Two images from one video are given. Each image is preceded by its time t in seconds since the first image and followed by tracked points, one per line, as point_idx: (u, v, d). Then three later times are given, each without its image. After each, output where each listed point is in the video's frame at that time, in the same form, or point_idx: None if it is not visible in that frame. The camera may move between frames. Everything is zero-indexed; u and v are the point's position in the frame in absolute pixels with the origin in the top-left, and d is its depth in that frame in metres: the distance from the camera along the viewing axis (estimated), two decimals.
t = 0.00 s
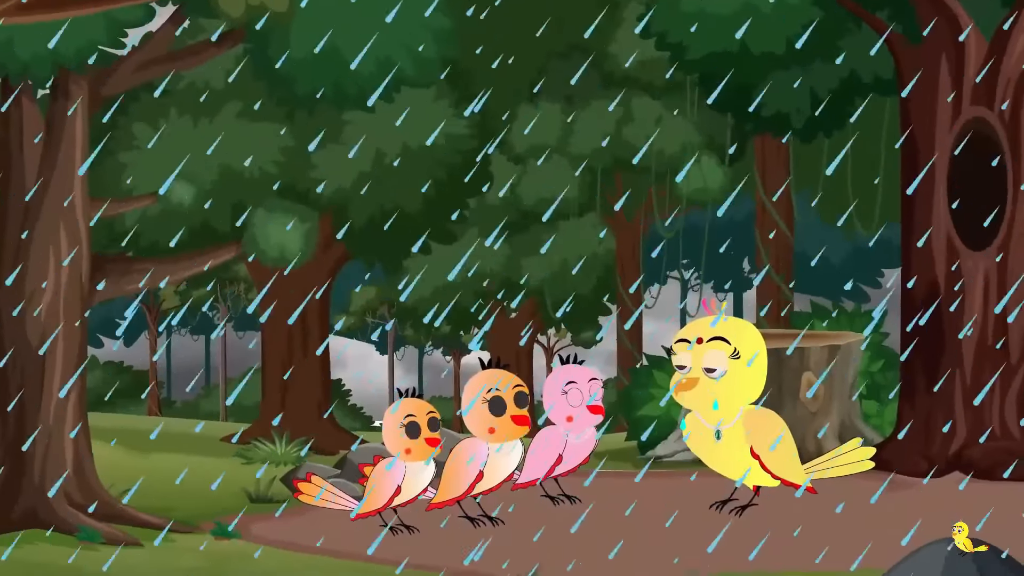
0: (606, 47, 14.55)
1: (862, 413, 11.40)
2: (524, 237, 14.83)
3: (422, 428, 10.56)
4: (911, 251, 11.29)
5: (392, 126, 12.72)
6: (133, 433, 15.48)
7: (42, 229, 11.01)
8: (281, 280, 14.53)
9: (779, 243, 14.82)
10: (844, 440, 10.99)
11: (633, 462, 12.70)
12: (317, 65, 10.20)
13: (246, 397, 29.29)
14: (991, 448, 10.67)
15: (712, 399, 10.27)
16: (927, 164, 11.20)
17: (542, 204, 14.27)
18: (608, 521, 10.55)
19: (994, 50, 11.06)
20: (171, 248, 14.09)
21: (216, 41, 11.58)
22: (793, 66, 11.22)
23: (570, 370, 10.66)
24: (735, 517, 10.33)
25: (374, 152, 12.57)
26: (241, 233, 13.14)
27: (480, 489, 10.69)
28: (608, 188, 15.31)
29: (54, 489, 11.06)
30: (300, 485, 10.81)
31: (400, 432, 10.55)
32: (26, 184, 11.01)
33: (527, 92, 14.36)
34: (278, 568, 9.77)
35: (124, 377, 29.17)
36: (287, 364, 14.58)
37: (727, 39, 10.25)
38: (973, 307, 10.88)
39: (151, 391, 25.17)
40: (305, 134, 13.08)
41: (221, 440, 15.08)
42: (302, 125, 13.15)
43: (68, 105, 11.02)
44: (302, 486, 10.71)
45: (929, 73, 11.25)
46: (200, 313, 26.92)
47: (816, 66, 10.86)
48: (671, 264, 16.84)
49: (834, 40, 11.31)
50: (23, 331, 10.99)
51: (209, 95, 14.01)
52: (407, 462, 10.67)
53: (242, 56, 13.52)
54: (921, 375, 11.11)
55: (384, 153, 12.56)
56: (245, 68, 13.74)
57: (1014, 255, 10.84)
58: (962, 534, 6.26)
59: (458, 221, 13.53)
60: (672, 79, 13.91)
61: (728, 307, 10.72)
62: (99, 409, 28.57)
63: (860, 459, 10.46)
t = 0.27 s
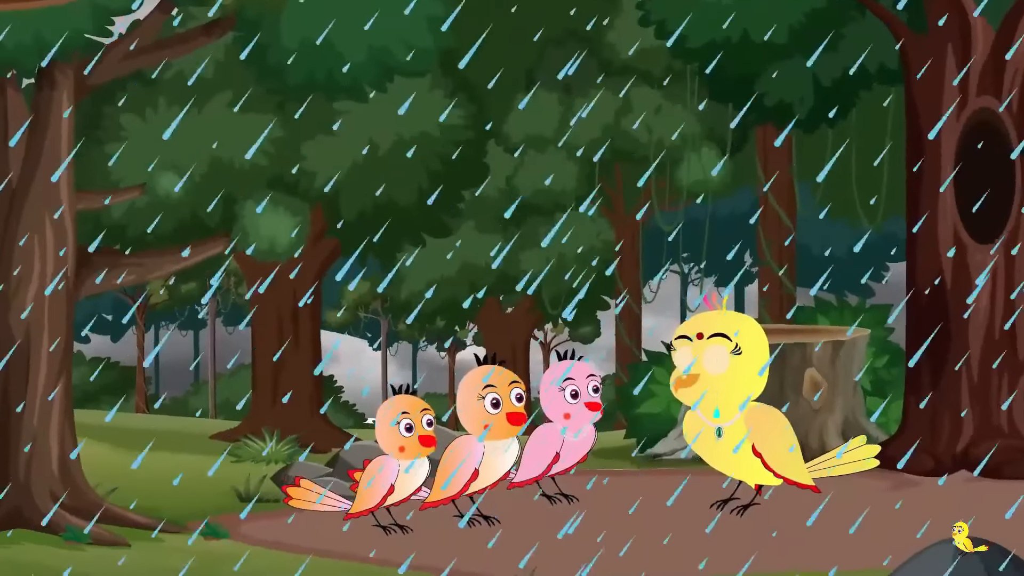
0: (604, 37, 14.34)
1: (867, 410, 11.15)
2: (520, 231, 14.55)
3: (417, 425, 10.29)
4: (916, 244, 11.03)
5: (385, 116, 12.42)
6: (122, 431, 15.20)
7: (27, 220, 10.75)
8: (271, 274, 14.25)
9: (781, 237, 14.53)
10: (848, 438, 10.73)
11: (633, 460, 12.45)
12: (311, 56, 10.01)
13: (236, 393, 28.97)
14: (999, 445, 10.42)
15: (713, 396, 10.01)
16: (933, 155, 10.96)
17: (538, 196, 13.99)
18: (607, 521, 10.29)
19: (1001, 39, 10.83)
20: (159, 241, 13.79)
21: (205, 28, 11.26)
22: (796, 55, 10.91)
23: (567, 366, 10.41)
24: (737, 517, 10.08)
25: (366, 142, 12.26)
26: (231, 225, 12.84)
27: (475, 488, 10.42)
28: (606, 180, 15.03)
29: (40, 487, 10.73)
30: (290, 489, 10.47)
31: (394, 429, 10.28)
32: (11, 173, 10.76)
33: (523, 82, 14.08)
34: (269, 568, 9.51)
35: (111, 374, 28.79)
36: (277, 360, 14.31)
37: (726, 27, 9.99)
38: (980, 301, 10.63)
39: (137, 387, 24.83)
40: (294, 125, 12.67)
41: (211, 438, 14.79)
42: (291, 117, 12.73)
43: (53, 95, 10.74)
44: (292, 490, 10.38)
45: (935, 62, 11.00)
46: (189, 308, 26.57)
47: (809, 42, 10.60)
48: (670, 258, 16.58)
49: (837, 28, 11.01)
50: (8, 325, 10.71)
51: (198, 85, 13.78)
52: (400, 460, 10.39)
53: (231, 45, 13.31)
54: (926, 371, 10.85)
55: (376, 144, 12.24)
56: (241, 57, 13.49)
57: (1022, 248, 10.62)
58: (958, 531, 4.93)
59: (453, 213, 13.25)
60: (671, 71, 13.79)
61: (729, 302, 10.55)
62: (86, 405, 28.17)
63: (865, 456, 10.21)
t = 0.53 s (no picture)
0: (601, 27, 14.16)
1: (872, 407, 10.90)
2: (516, 224, 14.27)
3: (410, 422, 10.01)
4: (923, 237, 10.74)
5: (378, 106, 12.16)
6: (107, 428, 14.88)
7: (11, 212, 10.42)
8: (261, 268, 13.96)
9: (784, 229, 14.26)
10: (852, 435, 10.48)
11: (631, 458, 12.20)
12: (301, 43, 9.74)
13: (225, 389, 28.62)
14: (1007, 443, 10.19)
15: (714, 393, 9.74)
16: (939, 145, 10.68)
17: (534, 188, 13.71)
18: (605, 520, 10.03)
19: (1009, 28, 10.60)
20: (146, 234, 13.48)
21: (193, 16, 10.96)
22: (800, 43, 10.62)
23: (565, 361, 10.13)
24: (738, 516, 9.82)
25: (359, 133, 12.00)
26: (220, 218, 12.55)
27: (470, 487, 10.14)
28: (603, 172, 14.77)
29: (24, 486, 10.43)
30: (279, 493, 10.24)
31: (387, 426, 10.00)
32: None
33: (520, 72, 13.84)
34: (259, 569, 9.24)
35: (97, 370, 28.35)
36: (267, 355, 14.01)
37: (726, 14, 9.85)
38: (988, 295, 10.37)
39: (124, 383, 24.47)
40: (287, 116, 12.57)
41: (199, 435, 14.49)
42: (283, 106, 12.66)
43: (38, 84, 10.43)
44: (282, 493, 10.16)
45: (942, 51, 10.73)
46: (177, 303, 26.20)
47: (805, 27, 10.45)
48: (670, 251, 16.31)
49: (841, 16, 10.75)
50: None
51: (185, 74, 13.44)
52: (393, 458, 10.12)
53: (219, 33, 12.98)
54: (933, 367, 10.57)
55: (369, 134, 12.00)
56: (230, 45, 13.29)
57: None
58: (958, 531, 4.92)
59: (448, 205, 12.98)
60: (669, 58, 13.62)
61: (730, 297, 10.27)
62: (72, 402, 27.71)
63: (870, 454, 9.96)
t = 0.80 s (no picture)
0: (599, 14, 13.91)
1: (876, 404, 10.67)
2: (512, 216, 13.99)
3: (403, 420, 9.75)
4: (929, 230, 10.46)
5: (371, 96, 11.90)
6: (93, 426, 14.59)
7: None
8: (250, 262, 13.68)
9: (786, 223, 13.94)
10: (857, 433, 10.23)
11: (631, 456, 11.97)
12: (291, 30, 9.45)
13: (214, 385, 28.29)
14: (1016, 441, 9.94)
15: (715, 390, 9.49)
16: (946, 136, 10.41)
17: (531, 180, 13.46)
18: (604, 520, 9.77)
19: (1018, 14, 10.31)
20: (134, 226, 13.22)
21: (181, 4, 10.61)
22: (804, 32, 10.31)
23: (562, 357, 9.87)
24: (740, 516, 9.58)
25: (351, 123, 11.73)
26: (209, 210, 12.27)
27: (465, 486, 9.87)
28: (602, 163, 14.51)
29: (8, 485, 10.15)
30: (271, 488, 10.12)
31: (380, 424, 9.73)
32: None
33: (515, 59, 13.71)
34: (248, 570, 8.99)
35: (82, 366, 27.92)
36: (256, 351, 13.73)
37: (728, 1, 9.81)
38: (995, 289, 10.10)
39: (112, 379, 24.13)
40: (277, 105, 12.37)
41: (187, 433, 14.23)
42: (274, 96, 12.44)
43: (22, 73, 10.11)
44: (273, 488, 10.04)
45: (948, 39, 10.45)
46: (165, 297, 25.86)
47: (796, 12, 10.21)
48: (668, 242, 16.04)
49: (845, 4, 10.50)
50: None
51: (173, 63, 13.17)
52: (386, 457, 9.85)
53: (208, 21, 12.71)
54: (939, 363, 10.30)
55: (362, 125, 11.72)
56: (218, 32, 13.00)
57: None
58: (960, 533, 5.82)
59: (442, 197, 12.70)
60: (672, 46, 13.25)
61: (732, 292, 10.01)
62: (57, 399, 27.26)
63: (874, 452, 9.71)
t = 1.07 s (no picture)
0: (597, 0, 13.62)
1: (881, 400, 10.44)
2: (508, 208, 13.71)
3: (396, 417, 9.46)
4: (936, 221, 10.20)
5: (363, 84, 11.60)
6: (78, 423, 14.28)
7: None
8: (239, 254, 13.39)
9: (789, 215, 13.64)
10: (862, 430, 9.98)
11: (629, 454, 11.75)
12: (283, 15, 9.16)
13: (201, 381, 27.94)
14: None
15: (716, 386, 9.23)
16: (953, 125, 10.13)
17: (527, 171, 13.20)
18: (602, 520, 9.52)
19: None
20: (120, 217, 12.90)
21: None
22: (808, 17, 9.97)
23: (559, 353, 9.60)
24: (742, 515, 9.33)
25: (342, 113, 11.41)
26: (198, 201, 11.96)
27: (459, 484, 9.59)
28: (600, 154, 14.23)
29: None
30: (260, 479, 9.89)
31: (372, 421, 9.46)
32: None
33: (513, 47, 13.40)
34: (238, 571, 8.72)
35: (65, 362, 27.44)
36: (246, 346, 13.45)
37: None
38: (1003, 282, 9.85)
39: (96, 375, 23.72)
40: (266, 94, 12.07)
41: (175, 430, 13.95)
42: (263, 84, 12.13)
43: (4, 61, 9.69)
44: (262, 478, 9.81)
45: (955, 27, 10.19)
46: (151, 291, 25.46)
47: None
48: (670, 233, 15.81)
49: None
50: None
51: (159, 51, 12.83)
52: (378, 455, 9.58)
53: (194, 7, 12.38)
54: (946, 359, 10.03)
55: (353, 114, 11.41)
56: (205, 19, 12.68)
57: None
58: (960, 535, 6.41)
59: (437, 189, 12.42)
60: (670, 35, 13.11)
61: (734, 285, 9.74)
62: (40, 395, 26.76)
63: (879, 450, 9.46)
